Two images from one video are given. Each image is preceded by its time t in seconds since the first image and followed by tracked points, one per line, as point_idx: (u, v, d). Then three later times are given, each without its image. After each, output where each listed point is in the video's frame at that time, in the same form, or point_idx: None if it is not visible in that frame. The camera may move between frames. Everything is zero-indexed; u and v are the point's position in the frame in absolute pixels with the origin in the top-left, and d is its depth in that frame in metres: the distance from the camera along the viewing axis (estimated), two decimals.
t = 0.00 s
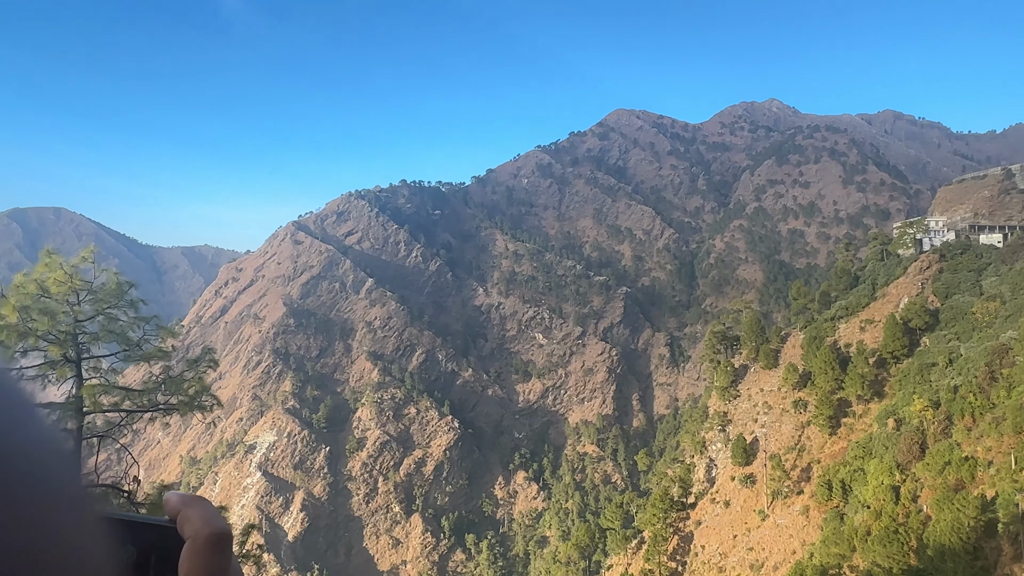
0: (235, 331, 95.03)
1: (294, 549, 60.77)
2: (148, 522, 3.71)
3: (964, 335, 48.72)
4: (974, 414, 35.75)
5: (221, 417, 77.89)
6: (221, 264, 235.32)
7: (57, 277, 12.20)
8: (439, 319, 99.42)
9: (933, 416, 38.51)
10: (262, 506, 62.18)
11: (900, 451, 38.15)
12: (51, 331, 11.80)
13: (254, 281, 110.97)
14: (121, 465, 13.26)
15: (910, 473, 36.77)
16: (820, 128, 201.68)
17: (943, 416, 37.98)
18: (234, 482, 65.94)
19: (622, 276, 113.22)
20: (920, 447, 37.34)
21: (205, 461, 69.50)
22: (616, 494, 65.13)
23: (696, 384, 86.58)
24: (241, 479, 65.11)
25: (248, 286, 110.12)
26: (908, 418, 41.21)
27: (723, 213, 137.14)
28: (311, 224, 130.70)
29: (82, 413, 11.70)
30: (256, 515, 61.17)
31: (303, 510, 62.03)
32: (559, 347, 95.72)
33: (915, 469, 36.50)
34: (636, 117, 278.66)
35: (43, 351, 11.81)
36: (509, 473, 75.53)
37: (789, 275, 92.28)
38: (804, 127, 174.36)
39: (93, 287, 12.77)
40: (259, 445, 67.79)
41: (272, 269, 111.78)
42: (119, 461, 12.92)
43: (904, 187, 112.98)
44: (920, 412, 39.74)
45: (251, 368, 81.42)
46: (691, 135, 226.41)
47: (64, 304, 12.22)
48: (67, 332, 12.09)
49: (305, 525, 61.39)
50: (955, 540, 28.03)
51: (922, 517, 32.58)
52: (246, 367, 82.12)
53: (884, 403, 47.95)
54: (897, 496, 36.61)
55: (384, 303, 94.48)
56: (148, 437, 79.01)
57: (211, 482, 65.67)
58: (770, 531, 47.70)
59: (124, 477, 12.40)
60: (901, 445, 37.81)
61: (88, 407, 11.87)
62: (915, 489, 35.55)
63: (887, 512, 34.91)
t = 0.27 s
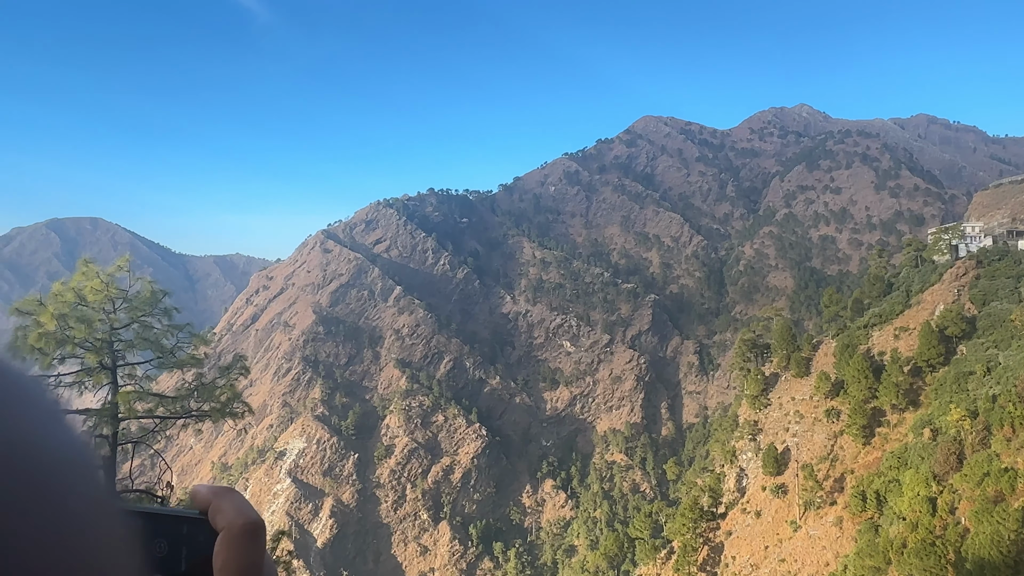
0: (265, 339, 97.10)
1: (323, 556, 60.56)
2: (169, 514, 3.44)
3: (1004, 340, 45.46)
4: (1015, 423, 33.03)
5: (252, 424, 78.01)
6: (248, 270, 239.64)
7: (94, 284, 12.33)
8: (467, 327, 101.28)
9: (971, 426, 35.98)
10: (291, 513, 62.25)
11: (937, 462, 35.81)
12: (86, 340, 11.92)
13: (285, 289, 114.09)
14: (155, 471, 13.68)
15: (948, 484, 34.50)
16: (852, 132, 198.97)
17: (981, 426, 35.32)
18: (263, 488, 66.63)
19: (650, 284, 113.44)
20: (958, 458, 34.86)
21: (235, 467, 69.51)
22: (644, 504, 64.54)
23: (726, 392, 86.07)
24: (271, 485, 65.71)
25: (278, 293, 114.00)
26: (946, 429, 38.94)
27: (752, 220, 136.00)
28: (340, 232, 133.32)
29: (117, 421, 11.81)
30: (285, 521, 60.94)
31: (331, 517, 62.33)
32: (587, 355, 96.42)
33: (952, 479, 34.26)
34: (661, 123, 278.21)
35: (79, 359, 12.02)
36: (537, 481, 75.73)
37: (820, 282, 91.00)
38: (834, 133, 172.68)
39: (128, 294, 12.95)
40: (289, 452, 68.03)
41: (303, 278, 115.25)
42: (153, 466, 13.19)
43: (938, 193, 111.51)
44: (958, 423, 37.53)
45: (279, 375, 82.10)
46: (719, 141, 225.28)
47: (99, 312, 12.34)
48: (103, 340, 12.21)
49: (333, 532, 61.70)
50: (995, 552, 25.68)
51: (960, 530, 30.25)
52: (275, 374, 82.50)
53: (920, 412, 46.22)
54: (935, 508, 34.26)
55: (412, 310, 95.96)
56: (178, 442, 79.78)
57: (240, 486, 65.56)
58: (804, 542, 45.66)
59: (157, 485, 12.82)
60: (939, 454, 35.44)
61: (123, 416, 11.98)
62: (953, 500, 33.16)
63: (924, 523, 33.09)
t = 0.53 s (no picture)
0: (296, 346, 99.40)
1: (353, 562, 61.16)
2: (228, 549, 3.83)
3: None
4: None
5: (282, 430, 79.59)
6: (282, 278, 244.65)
7: (130, 293, 13.93)
8: (495, 334, 100.89)
9: (1011, 436, 35.20)
10: (321, 519, 63.06)
11: (975, 472, 35.41)
12: (122, 347, 13.57)
13: (315, 296, 116.59)
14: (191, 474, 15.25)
15: (987, 496, 34.11)
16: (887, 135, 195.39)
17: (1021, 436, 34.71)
18: (294, 495, 67.26)
19: (679, 290, 113.14)
20: (998, 469, 34.22)
21: (266, 474, 71.07)
22: (674, 513, 63.90)
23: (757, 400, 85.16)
24: (301, 491, 66.59)
25: (308, 300, 117.06)
26: (985, 438, 37.50)
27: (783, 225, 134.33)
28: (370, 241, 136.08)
29: (152, 425, 13.34)
30: (314, 527, 62.18)
31: (361, 524, 63.16)
32: (615, 362, 96.73)
33: (993, 491, 33.71)
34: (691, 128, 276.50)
35: (117, 365, 13.69)
36: (565, 489, 75.66)
37: (852, 288, 89.73)
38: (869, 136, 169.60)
39: (163, 301, 14.63)
40: (319, 458, 69.09)
41: (332, 286, 117.94)
42: (187, 470, 14.72)
43: (976, 197, 109.25)
44: (998, 432, 36.09)
45: (311, 382, 84.13)
46: (748, 147, 223.51)
47: (135, 319, 14.01)
48: (139, 346, 13.94)
49: (363, 539, 62.32)
50: None
51: (1001, 543, 30.29)
52: (306, 382, 84.68)
53: (958, 421, 44.81)
54: (973, 519, 33.92)
55: (440, 318, 97.50)
56: (211, 448, 81.68)
57: (272, 493, 66.48)
58: (837, 553, 45.36)
59: (193, 488, 14.44)
60: (978, 466, 34.74)
61: (157, 420, 13.57)
62: (993, 511, 32.90)
63: (962, 534, 32.82)
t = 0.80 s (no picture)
0: (331, 354, 101.81)
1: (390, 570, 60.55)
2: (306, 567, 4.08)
3: None
4: None
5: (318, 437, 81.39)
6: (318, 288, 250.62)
7: (171, 304, 15.25)
8: (528, 342, 102.69)
9: None
10: (356, 526, 63.58)
11: None
12: (164, 355, 14.87)
13: (350, 305, 119.60)
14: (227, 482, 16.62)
15: None
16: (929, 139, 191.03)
17: None
18: (330, 501, 67.46)
19: (715, 297, 112.78)
20: None
21: (303, 481, 71.06)
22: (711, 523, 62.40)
23: (794, 409, 83.87)
24: (338, 499, 66.59)
25: (343, 310, 120.48)
26: None
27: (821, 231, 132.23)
28: (405, 251, 139.54)
29: (191, 432, 14.67)
30: (351, 533, 61.70)
31: (395, 532, 62.92)
32: (649, 371, 96.79)
33: None
34: (725, 134, 274.56)
35: (159, 372, 15.04)
36: (599, 499, 74.87)
37: (893, 295, 88.05)
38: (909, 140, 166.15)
39: (203, 310, 15.95)
40: (355, 466, 69.69)
41: (367, 294, 122.61)
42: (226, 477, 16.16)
43: None
44: None
45: (347, 390, 86.06)
46: (784, 153, 221.33)
47: (177, 327, 15.30)
48: (180, 354, 15.22)
49: (398, 547, 61.82)
50: None
51: None
52: (342, 390, 86.45)
53: (1005, 431, 41.07)
54: None
55: (474, 326, 99.44)
56: (249, 456, 83.44)
57: (307, 500, 67.01)
58: (880, 568, 43.52)
59: (231, 497, 15.90)
60: None
61: (197, 428, 14.77)
62: None
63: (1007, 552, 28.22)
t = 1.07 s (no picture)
0: (361, 360, 103.04)
1: None
2: None
3: None
4: None
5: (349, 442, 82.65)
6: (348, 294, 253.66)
7: (204, 311, 16.42)
8: (556, 349, 101.23)
9: None
10: (387, 532, 63.67)
11: None
12: (198, 361, 16.01)
13: (380, 312, 121.62)
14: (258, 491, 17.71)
15: None
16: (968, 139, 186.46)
17: None
18: (360, 508, 67.34)
19: (746, 303, 111.85)
20: None
21: (333, 486, 71.57)
22: (744, 533, 61.25)
23: (829, 416, 82.46)
24: (367, 504, 66.68)
25: (373, 317, 122.58)
26: None
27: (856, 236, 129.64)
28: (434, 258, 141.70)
29: (225, 438, 15.94)
30: (381, 540, 62.45)
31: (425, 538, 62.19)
32: (680, 377, 96.41)
33: None
34: (756, 138, 271.22)
35: (194, 378, 16.19)
36: (629, 506, 74.06)
37: (930, 300, 86.37)
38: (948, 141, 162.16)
39: (236, 318, 17.12)
40: (384, 471, 69.90)
41: (396, 301, 124.35)
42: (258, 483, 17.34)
43: None
44: None
45: (376, 396, 87.28)
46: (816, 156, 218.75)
47: (211, 334, 16.49)
48: (213, 361, 16.39)
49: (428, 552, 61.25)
50: None
51: None
52: (372, 396, 87.52)
53: None
54: None
55: (503, 332, 100.37)
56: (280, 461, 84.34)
57: (337, 505, 67.21)
58: None
59: (264, 504, 17.03)
60: None
61: (230, 434, 16.00)
62: None
63: None
